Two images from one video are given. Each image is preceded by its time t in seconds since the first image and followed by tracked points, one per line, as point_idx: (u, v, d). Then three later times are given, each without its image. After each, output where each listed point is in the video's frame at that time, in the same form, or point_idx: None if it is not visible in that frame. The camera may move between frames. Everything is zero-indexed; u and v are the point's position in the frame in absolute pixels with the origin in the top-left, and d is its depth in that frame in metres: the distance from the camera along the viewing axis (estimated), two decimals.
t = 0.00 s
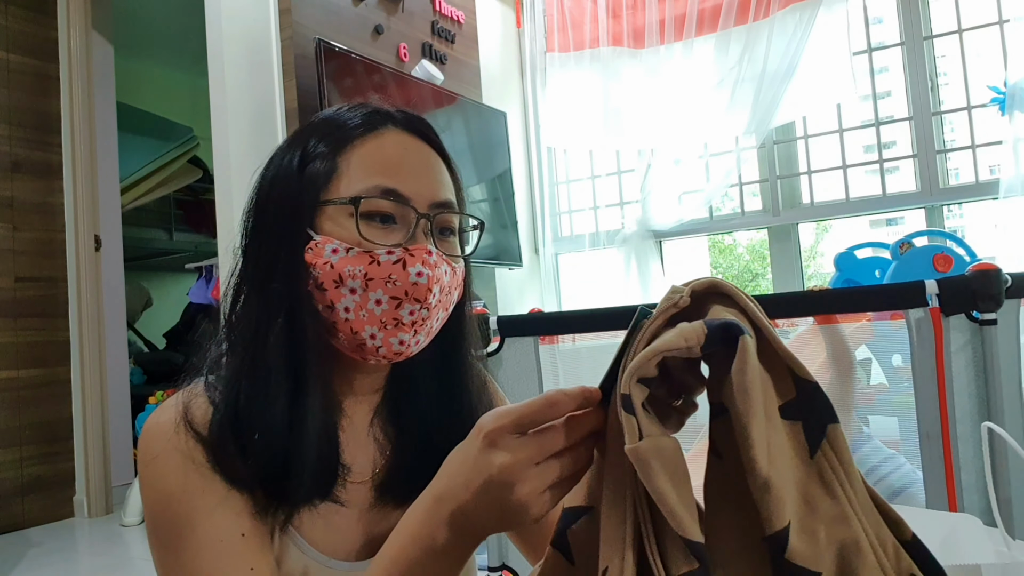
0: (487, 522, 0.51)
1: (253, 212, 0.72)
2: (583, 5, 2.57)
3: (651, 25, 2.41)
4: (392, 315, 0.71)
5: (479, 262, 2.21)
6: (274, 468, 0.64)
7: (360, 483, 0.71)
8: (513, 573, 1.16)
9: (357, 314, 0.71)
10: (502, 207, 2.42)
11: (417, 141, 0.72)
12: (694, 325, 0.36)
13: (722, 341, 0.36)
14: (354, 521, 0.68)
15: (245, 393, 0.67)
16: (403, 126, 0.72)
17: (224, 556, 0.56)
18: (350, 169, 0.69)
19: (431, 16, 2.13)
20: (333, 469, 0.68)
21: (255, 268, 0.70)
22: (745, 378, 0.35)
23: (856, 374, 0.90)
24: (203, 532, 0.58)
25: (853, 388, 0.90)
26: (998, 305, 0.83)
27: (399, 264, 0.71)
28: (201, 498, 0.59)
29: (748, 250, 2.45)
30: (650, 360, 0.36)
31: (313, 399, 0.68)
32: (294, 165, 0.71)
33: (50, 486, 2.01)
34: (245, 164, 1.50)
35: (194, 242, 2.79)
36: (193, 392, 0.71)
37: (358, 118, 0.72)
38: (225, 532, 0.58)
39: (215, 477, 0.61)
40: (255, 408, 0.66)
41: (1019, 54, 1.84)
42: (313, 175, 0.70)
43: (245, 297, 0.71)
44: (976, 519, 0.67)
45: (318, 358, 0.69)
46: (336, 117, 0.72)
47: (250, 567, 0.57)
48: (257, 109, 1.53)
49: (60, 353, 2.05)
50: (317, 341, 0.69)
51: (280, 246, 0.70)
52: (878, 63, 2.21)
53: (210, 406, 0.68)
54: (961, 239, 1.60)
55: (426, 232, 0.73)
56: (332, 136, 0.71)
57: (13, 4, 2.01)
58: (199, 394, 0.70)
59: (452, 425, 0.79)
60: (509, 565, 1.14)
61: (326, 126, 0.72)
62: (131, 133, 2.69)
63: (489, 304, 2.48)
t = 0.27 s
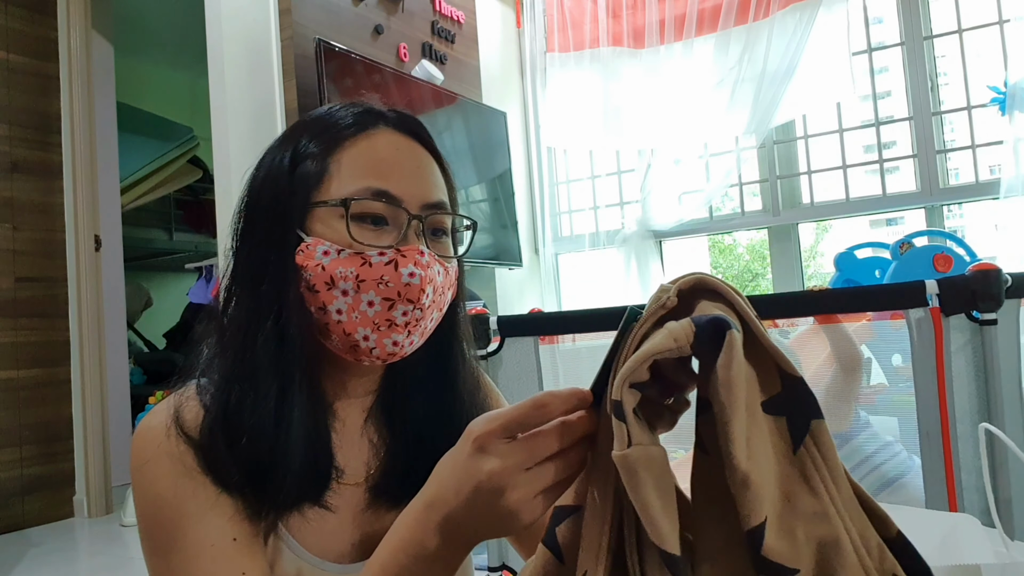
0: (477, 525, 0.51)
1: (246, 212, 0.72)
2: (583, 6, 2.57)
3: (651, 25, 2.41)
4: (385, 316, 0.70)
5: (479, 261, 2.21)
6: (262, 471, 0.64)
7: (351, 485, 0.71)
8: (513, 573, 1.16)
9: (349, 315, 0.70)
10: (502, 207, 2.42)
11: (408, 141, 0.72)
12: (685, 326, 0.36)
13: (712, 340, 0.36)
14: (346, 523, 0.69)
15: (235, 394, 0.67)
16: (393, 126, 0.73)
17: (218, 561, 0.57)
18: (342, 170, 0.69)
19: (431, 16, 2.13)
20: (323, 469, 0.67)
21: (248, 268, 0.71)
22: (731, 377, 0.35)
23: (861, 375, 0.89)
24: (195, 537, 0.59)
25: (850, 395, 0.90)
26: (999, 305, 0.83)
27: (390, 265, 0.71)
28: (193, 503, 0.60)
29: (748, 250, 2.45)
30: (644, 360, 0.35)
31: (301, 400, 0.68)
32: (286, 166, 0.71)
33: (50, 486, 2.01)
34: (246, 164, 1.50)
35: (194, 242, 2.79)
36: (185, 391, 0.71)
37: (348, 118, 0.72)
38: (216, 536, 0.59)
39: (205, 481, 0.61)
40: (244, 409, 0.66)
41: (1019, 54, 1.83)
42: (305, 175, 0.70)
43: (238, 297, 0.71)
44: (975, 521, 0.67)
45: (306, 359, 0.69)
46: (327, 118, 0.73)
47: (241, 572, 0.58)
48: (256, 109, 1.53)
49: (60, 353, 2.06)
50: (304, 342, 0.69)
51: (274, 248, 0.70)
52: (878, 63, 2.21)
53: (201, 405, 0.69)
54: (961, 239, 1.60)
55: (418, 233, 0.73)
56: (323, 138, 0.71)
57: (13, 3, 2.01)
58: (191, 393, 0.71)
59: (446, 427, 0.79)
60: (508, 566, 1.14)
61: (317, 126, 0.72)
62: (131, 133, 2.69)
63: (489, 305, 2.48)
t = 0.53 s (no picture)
0: (474, 526, 0.51)
1: (238, 216, 0.72)
2: (583, 6, 2.57)
3: (651, 25, 2.41)
4: (381, 316, 0.71)
5: (479, 262, 2.21)
6: (254, 474, 0.64)
7: (347, 487, 0.72)
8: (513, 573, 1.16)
9: (345, 316, 0.71)
10: (502, 207, 2.42)
11: (401, 139, 0.72)
12: (677, 319, 0.36)
13: (704, 332, 0.36)
14: (342, 523, 0.69)
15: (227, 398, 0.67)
16: (386, 123, 0.72)
17: (213, 564, 0.58)
18: (334, 170, 0.69)
19: (431, 16, 2.13)
20: (316, 471, 0.67)
21: (240, 271, 0.70)
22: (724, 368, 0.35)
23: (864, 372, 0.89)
24: (189, 540, 0.59)
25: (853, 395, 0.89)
26: (999, 305, 0.83)
27: (385, 264, 0.71)
28: (187, 506, 0.60)
29: (748, 250, 2.45)
30: (638, 352, 0.35)
31: (294, 403, 0.67)
32: (277, 166, 0.71)
33: (50, 486, 2.01)
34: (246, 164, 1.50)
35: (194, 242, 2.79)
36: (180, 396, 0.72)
37: (340, 116, 0.72)
38: (210, 539, 0.59)
39: (200, 484, 0.62)
40: (237, 412, 0.66)
41: (1019, 54, 1.83)
42: (297, 174, 0.70)
43: (232, 299, 0.70)
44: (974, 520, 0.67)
45: (298, 361, 0.68)
46: (318, 117, 0.73)
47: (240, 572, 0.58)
48: (256, 109, 1.52)
49: (60, 354, 2.06)
50: (296, 343, 0.69)
51: (264, 249, 0.70)
52: (878, 63, 2.21)
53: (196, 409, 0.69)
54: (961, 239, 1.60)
55: (412, 231, 0.73)
56: (315, 137, 0.71)
57: (13, 4, 2.01)
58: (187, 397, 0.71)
59: (443, 426, 0.79)
60: (508, 566, 1.14)
61: (309, 125, 0.72)
62: (131, 133, 2.69)
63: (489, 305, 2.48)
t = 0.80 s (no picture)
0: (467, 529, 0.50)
1: (232, 217, 0.72)
2: (583, 6, 2.57)
3: (651, 25, 2.41)
4: (372, 315, 0.71)
5: (479, 261, 2.21)
6: (245, 476, 0.64)
7: (343, 488, 0.72)
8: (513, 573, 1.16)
9: (337, 314, 0.71)
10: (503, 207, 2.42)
11: (394, 136, 0.72)
12: (735, 297, 0.34)
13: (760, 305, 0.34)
14: (338, 523, 0.70)
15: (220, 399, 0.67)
16: (378, 121, 0.72)
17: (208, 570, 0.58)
18: (326, 167, 0.69)
19: (431, 16, 2.13)
20: (309, 471, 0.67)
21: (235, 271, 0.71)
22: (776, 344, 0.33)
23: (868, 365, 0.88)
24: (182, 543, 0.60)
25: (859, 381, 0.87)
26: (1000, 305, 0.84)
27: (377, 262, 0.71)
28: (182, 511, 0.61)
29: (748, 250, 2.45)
30: (702, 341, 0.33)
31: (286, 405, 0.68)
32: (270, 164, 0.71)
33: (50, 485, 2.01)
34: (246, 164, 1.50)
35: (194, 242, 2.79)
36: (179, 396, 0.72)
37: (333, 115, 0.72)
38: (205, 546, 0.60)
39: (194, 487, 0.62)
40: (231, 412, 0.66)
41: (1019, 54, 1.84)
42: (289, 172, 0.70)
43: (228, 300, 0.70)
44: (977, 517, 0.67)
45: (291, 363, 0.69)
46: (312, 115, 0.73)
47: None
48: (256, 109, 1.52)
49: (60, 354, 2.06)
50: (286, 344, 0.69)
51: (258, 252, 0.70)
52: (878, 63, 2.21)
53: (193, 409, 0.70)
54: (961, 239, 1.60)
55: (404, 228, 0.72)
56: (307, 134, 0.71)
57: (13, 3, 2.01)
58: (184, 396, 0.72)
59: (439, 426, 0.78)
60: (509, 566, 1.14)
61: (302, 124, 0.72)
62: (130, 133, 2.69)
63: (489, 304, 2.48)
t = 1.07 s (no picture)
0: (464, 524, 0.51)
1: (217, 227, 0.75)
2: (583, 6, 2.56)
3: (651, 25, 2.41)
4: (352, 306, 0.70)
5: (478, 262, 2.21)
6: (230, 473, 0.65)
7: (343, 488, 0.72)
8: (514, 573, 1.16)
9: (319, 310, 0.70)
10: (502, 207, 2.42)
11: (363, 126, 0.71)
12: (720, 247, 0.39)
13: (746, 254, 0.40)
14: (333, 522, 0.70)
15: (211, 399, 0.69)
16: (349, 113, 0.72)
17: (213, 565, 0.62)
18: (295, 163, 0.70)
19: (431, 16, 2.13)
20: (298, 466, 0.67)
21: (224, 275, 0.73)
22: (766, 287, 0.40)
23: (867, 364, 0.90)
24: (185, 539, 0.63)
25: (856, 375, 0.90)
26: (1000, 304, 0.83)
27: (349, 253, 0.70)
28: (178, 509, 0.64)
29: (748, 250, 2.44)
30: (707, 291, 0.37)
31: (268, 401, 0.68)
32: (247, 169, 0.73)
33: (50, 485, 2.01)
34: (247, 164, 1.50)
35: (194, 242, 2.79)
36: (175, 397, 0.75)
37: (302, 113, 0.73)
38: (205, 540, 0.63)
39: (189, 484, 0.64)
40: (220, 412, 0.68)
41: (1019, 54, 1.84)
42: (263, 172, 0.72)
43: (217, 304, 0.73)
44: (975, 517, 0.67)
45: (270, 360, 0.69)
46: (286, 114, 0.74)
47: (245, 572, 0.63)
48: (257, 109, 1.53)
49: (60, 353, 2.06)
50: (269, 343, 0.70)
51: (240, 257, 0.72)
52: (878, 63, 2.21)
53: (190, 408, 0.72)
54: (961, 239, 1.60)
55: (379, 217, 0.71)
56: (282, 134, 0.72)
57: (14, 4, 2.01)
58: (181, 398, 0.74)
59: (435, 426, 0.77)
60: (509, 566, 1.14)
61: (275, 126, 0.73)
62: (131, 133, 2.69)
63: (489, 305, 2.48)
